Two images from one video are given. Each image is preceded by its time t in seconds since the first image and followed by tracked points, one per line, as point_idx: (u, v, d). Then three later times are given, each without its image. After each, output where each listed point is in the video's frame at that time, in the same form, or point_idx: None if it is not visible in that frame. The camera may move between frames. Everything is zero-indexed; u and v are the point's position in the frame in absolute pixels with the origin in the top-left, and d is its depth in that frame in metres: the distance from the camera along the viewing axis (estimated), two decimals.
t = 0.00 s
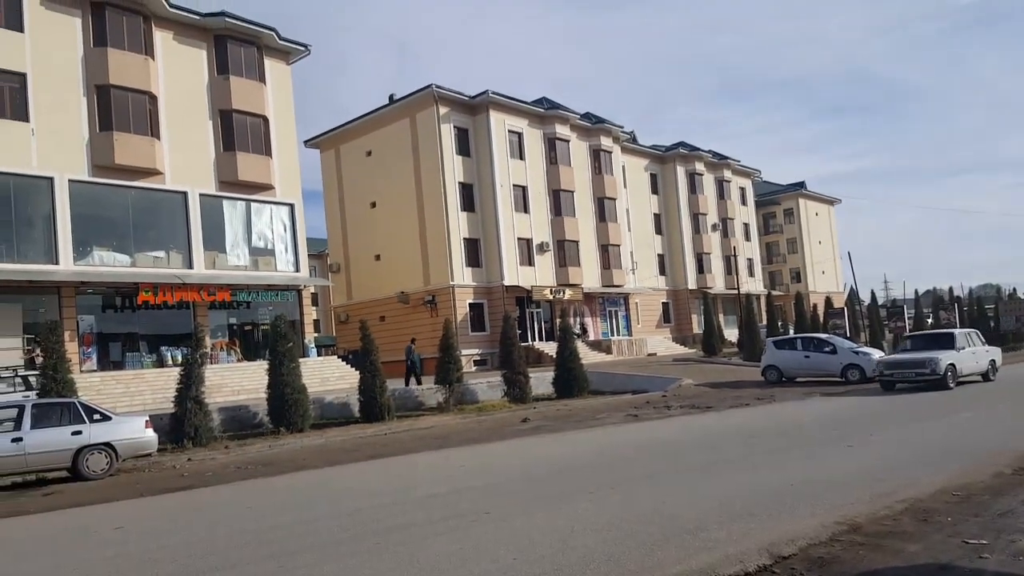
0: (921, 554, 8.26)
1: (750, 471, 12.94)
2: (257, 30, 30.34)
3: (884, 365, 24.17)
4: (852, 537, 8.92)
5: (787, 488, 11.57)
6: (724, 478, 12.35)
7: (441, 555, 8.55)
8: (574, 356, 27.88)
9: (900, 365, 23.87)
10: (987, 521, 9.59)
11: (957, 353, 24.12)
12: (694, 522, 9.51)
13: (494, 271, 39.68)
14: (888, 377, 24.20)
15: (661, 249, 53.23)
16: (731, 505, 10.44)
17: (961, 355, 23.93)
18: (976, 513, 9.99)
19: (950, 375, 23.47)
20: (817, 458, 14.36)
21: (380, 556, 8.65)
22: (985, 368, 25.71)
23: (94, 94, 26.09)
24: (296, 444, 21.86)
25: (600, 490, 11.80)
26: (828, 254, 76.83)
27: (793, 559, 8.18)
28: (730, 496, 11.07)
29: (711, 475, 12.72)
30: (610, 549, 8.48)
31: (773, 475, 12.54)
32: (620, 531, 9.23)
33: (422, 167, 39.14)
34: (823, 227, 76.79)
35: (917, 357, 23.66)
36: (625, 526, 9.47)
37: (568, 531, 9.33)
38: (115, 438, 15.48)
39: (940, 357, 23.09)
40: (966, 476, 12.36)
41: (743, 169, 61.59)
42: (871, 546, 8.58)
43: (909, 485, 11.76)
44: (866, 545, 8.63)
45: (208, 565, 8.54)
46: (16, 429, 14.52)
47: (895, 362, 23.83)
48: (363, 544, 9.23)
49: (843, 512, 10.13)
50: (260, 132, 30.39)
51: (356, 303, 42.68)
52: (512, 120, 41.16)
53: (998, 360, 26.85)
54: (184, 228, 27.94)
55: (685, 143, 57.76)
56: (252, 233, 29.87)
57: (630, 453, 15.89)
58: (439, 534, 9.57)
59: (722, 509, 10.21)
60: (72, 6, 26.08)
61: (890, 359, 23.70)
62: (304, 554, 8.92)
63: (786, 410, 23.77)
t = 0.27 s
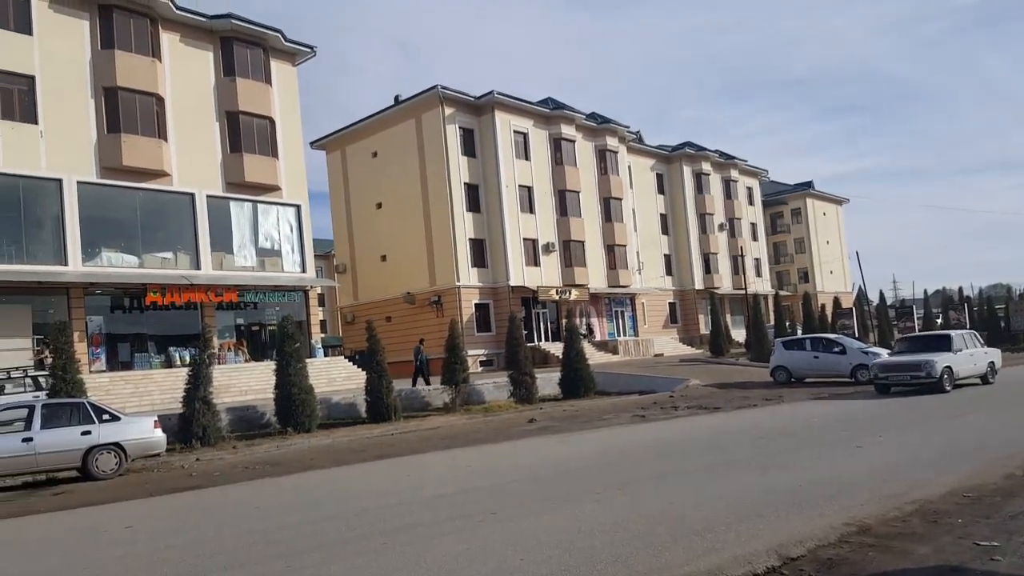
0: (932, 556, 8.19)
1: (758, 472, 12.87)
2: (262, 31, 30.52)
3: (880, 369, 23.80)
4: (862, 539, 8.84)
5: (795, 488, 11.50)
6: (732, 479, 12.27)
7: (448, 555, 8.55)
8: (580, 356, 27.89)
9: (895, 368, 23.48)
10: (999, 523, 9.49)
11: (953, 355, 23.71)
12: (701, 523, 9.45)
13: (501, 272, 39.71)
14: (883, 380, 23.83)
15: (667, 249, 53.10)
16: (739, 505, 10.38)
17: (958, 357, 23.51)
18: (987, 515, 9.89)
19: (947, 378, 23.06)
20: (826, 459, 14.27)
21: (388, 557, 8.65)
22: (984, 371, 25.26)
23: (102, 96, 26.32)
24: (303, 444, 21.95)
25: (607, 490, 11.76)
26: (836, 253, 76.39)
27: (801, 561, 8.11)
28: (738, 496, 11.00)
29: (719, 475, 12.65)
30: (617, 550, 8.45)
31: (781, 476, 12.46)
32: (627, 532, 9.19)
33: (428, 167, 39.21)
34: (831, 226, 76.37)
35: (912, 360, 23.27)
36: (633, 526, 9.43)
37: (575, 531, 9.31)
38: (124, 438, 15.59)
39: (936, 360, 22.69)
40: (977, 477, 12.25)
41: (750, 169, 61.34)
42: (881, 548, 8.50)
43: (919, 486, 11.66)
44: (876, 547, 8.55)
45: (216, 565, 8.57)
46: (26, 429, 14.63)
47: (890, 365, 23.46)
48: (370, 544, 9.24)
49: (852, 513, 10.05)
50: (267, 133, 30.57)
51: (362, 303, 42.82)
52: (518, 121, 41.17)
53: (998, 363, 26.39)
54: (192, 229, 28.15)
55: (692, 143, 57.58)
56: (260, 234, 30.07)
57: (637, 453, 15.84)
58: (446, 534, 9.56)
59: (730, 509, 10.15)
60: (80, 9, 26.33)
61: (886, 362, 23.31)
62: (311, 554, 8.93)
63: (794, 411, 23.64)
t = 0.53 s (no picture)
0: (946, 558, 8.10)
1: (770, 472, 12.79)
2: (273, 33, 30.63)
3: (877, 371, 23.36)
4: (874, 540, 8.76)
5: (808, 489, 11.41)
6: (744, 479, 12.19)
7: (458, 556, 8.53)
8: (590, 356, 27.85)
9: (892, 370, 23.04)
10: (1014, 525, 9.37)
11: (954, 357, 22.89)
12: (712, 524, 9.40)
13: (510, 272, 39.69)
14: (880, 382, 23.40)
15: (678, 249, 52.91)
16: (751, 505, 10.31)
17: (957, 360, 23.02)
18: (1003, 516, 9.77)
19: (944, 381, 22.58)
20: (838, 459, 14.16)
21: (397, 556, 8.64)
22: (984, 373, 24.75)
23: (114, 98, 26.50)
24: (314, 444, 21.99)
25: (618, 490, 11.71)
26: (848, 253, 75.85)
27: (813, 562, 8.05)
28: (750, 497, 10.94)
29: (731, 475, 12.58)
30: (627, 550, 8.41)
31: (793, 476, 12.36)
32: (638, 532, 9.15)
33: (437, 168, 39.25)
34: (843, 226, 75.85)
35: (910, 362, 22.80)
36: (644, 527, 9.38)
37: (586, 531, 9.27)
38: (137, 438, 15.66)
39: (934, 363, 22.21)
40: (993, 478, 12.11)
41: (760, 168, 61.03)
42: (894, 549, 8.42)
43: (933, 487, 11.54)
44: (889, 548, 8.46)
45: (228, 564, 8.59)
46: (40, 430, 14.73)
47: (887, 367, 23.01)
48: (381, 544, 9.25)
49: (865, 514, 9.96)
50: (277, 135, 30.69)
51: (372, 304, 42.92)
52: (527, 121, 41.11)
53: (1001, 364, 25.86)
54: (204, 231, 28.31)
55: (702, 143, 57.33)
56: (270, 235, 30.20)
57: (648, 453, 15.79)
58: (456, 534, 9.56)
59: (742, 510, 10.09)
60: (92, 12, 26.52)
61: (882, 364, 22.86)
62: (322, 554, 8.94)
63: (806, 411, 23.49)
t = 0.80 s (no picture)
0: (962, 560, 8.00)
1: (784, 473, 12.67)
2: (283, 36, 30.81)
3: (873, 373, 22.70)
4: (889, 542, 8.66)
5: (821, 490, 11.31)
6: (756, 480, 12.11)
7: (468, 557, 8.51)
8: (600, 357, 27.80)
9: (889, 373, 22.37)
10: None
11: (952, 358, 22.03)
12: (724, 525, 9.34)
13: (520, 273, 39.68)
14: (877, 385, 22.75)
15: (688, 249, 52.70)
16: (764, 506, 10.23)
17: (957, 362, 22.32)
18: (1019, 518, 9.64)
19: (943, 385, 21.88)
20: (851, 460, 14.04)
21: (408, 557, 8.62)
22: (987, 375, 23.98)
23: (126, 101, 26.74)
24: (326, 444, 22.04)
25: (629, 491, 11.66)
26: (860, 253, 75.32)
27: (827, 564, 7.97)
28: (763, 497, 10.85)
29: (743, 476, 12.50)
30: (638, 551, 8.36)
31: (806, 478, 12.26)
32: (650, 533, 9.10)
33: (447, 169, 39.32)
34: (855, 225, 75.33)
35: (908, 364, 22.12)
36: (656, 528, 9.33)
37: (596, 532, 9.24)
38: (149, 439, 15.75)
39: (932, 366, 21.53)
40: (1009, 479, 11.96)
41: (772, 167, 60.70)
42: (909, 551, 8.33)
43: (948, 489, 11.40)
44: (904, 550, 8.37)
45: (240, 564, 8.62)
46: (54, 430, 14.85)
47: (884, 369, 22.35)
48: (392, 545, 9.24)
49: (878, 515, 9.86)
50: (288, 137, 30.87)
51: (382, 305, 43.03)
52: (536, 122, 41.09)
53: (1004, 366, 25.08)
54: (215, 232, 28.51)
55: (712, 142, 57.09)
56: (281, 237, 30.38)
57: (660, 453, 15.73)
58: (467, 535, 9.53)
59: (755, 511, 10.01)
60: (104, 16, 26.79)
61: (879, 366, 22.18)
62: (334, 554, 8.95)
63: (819, 412, 23.30)
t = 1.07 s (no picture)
0: (984, 565, 7.84)
1: (801, 477, 12.51)
2: (298, 39, 31.05)
3: (874, 377, 22.00)
4: (908, 546, 8.51)
5: (839, 493, 11.17)
6: (773, 482, 11.99)
7: (481, 558, 8.47)
8: (615, 358, 27.69)
9: (890, 377, 21.65)
10: None
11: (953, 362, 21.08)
12: (741, 528, 9.24)
13: (535, 273, 39.64)
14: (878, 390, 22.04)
15: (704, 250, 52.38)
16: (781, 509, 10.11)
17: (962, 365, 21.55)
18: None
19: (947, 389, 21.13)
20: (869, 463, 13.86)
21: (422, 558, 8.60)
22: (994, 379, 23.14)
23: (143, 104, 27.05)
24: (340, 445, 22.11)
25: (644, 493, 11.57)
26: (878, 253, 74.49)
27: (845, 568, 7.85)
28: (780, 500, 10.72)
29: (760, 479, 12.36)
30: (653, 554, 8.28)
31: (824, 480, 12.11)
32: (666, 535, 9.01)
33: (460, 170, 39.38)
34: (873, 225, 74.52)
35: (909, 368, 21.40)
36: (670, 530, 9.25)
37: (610, 534, 9.17)
38: (166, 439, 15.88)
39: (935, 369, 20.80)
40: None
41: (788, 167, 60.20)
42: (929, 555, 8.18)
43: (969, 492, 11.20)
44: (924, 554, 8.22)
45: (255, 564, 8.64)
46: (72, 430, 15.00)
47: (885, 373, 21.65)
48: (406, 545, 9.22)
49: (898, 519, 9.70)
50: (303, 139, 31.08)
51: (396, 306, 43.17)
52: (550, 122, 41.04)
53: (1012, 370, 24.21)
54: (231, 234, 28.75)
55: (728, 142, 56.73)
56: (296, 239, 30.58)
57: (675, 455, 15.61)
58: (481, 536, 9.50)
59: (771, 514, 9.89)
60: (121, 20, 27.12)
61: (880, 370, 21.49)
62: (348, 554, 8.95)
63: (837, 414, 23.02)
